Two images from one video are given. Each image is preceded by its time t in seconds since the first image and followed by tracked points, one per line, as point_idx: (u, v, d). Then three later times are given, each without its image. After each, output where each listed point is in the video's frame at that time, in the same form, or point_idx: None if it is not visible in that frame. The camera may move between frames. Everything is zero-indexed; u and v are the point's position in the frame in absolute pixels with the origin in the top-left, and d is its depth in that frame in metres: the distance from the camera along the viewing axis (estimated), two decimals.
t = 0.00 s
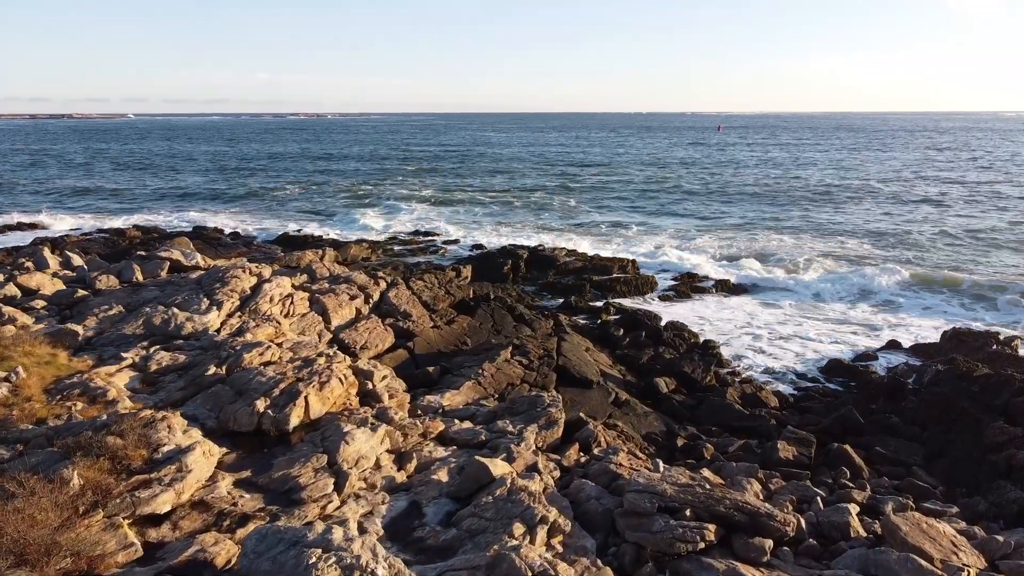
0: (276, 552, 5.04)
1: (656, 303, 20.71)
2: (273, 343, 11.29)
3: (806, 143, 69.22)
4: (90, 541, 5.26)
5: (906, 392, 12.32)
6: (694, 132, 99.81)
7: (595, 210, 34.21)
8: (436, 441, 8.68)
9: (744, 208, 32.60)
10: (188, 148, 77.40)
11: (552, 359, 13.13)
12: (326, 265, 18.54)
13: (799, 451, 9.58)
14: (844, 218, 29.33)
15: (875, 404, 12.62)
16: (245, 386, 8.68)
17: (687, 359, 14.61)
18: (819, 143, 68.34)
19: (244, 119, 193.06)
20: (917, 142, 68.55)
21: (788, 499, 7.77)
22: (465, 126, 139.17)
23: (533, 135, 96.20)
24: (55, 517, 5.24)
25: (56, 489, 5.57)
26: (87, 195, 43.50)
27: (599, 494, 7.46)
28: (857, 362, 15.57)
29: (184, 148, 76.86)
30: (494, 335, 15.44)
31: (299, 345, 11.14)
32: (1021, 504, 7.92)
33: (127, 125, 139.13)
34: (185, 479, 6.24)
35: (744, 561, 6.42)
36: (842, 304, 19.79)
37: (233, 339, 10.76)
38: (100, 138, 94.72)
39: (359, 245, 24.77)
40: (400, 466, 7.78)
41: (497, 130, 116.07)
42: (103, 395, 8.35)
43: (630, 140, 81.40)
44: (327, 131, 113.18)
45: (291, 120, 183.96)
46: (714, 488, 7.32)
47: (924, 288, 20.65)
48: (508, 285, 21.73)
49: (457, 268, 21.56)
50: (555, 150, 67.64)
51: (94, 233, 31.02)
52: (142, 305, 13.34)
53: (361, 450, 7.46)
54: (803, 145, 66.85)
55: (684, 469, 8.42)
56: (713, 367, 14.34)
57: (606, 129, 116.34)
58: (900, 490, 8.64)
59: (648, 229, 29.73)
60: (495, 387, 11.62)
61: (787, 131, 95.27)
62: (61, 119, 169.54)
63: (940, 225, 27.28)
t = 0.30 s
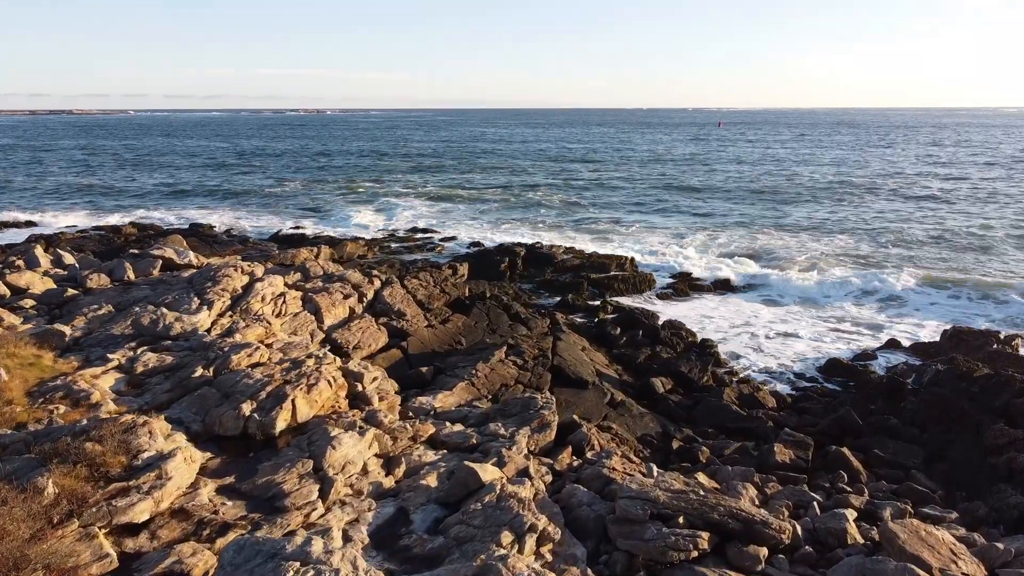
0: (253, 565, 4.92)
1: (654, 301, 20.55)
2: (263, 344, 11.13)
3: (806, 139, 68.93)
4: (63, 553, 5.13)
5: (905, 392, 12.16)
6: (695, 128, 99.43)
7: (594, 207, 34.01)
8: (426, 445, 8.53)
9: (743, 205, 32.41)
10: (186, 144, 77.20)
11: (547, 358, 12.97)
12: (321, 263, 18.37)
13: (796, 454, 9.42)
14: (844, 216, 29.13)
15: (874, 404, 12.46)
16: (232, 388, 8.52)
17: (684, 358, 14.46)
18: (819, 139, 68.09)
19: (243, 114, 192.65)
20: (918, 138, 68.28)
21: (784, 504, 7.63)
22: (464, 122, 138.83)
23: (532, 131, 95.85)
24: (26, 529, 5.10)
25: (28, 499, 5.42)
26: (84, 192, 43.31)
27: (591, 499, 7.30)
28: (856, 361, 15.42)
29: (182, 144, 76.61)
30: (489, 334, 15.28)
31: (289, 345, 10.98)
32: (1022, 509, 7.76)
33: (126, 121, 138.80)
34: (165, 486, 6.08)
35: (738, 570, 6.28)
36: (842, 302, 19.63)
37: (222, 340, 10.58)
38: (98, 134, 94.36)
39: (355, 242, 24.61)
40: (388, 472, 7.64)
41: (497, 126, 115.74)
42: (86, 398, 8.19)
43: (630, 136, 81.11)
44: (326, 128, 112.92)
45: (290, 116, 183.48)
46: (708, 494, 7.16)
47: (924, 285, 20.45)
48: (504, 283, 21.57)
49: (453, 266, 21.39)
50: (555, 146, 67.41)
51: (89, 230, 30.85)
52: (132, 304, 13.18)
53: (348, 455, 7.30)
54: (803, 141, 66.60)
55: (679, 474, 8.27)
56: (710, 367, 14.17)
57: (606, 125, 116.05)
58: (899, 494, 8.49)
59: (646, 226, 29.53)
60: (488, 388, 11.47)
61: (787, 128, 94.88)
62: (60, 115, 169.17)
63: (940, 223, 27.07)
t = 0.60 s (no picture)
0: None
1: (652, 300, 20.39)
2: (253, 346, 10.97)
3: (807, 135, 68.69)
4: (33, 569, 4.97)
5: (905, 393, 12.00)
6: (695, 124, 99.21)
7: (592, 204, 33.83)
8: (417, 450, 8.37)
9: (743, 202, 32.23)
10: (185, 140, 77.04)
11: (542, 359, 12.79)
12: (316, 262, 18.21)
13: (793, 458, 9.26)
14: (844, 213, 28.93)
15: (873, 405, 12.33)
16: (217, 392, 8.36)
17: (681, 359, 14.29)
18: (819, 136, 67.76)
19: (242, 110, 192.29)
20: (918, 135, 68.08)
21: (780, 511, 7.47)
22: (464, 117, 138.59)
23: (531, 127, 95.52)
24: None
25: None
26: (80, 189, 43.17)
27: (583, 507, 7.14)
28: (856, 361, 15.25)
29: (181, 141, 76.44)
30: (484, 334, 15.12)
31: (279, 347, 10.80)
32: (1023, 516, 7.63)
33: (124, 117, 138.52)
34: (143, 496, 5.92)
35: None
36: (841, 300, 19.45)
37: (211, 341, 10.42)
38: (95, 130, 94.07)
39: (351, 240, 24.44)
40: (376, 478, 7.48)
41: (497, 122, 115.53)
42: (69, 402, 8.03)
43: (630, 132, 80.86)
44: (326, 124, 112.75)
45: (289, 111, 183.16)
46: (702, 502, 7.01)
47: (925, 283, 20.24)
48: (501, 281, 21.41)
49: (450, 264, 21.24)
50: (554, 142, 67.21)
51: (84, 228, 30.71)
52: (122, 304, 13.02)
53: (334, 462, 7.15)
54: (804, 138, 66.29)
55: (674, 480, 8.12)
56: (707, 367, 14.01)
57: (606, 121, 115.91)
58: (897, 500, 8.33)
59: (645, 224, 29.36)
60: (481, 390, 11.31)
61: (788, 124, 94.59)
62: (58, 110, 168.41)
63: (941, 220, 26.88)
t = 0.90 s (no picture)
0: None
1: (650, 299, 20.23)
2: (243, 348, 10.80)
3: (807, 132, 68.42)
4: None
5: (904, 394, 11.84)
6: (695, 120, 98.88)
7: (591, 201, 33.63)
8: (406, 455, 8.21)
9: (742, 199, 32.03)
10: (184, 136, 76.81)
11: (537, 360, 12.62)
12: (310, 260, 18.03)
13: (790, 463, 9.10)
14: (845, 211, 28.72)
15: (872, 406, 12.18)
16: (203, 397, 8.19)
17: (678, 359, 14.12)
18: (820, 132, 67.43)
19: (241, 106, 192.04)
20: (919, 131, 67.79)
21: (776, 519, 7.31)
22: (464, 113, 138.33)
23: (531, 122, 95.19)
24: None
25: None
26: (77, 186, 42.97)
27: (574, 515, 6.97)
28: (856, 361, 15.08)
29: (179, 137, 76.16)
30: (479, 333, 14.95)
31: (268, 349, 10.63)
32: None
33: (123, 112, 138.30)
34: (119, 507, 5.75)
35: None
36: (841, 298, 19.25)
37: (199, 343, 10.25)
38: (94, 126, 93.88)
39: (347, 238, 24.27)
40: (363, 485, 7.32)
41: (496, 117, 115.20)
42: (50, 407, 7.86)
43: (630, 128, 80.54)
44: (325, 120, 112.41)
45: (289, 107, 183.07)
46: (696, 510, 6.84)
47: (925, 281, 20.04)
48: (498, 279, 21.25)
49: (446, 262, 21.06)
50: (554, 138, 66.92)
51: (79, 225, 30.55)
52: (111, 304, 12.84)
53: (320, 469, 6.99)
54: (805, 134, 65.95)
55: (668, 487, 7.96)
56: (704, 368, 13.84)
57: (605, 117, 115.71)
58: (896, 506, 8.17)
59: (644, 221, 29.18)
60: (474, 392, 11.14)
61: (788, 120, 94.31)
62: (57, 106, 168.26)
63: (942, 218, 26.67)
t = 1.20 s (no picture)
0: None
1: (648, 298, 20.06)
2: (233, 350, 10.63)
3: (806, 128, 68.17)
4: None
5: (905, 395, 11.67)
6: (695, 116, 98.59)
7: (590, 198, 33.42)
8: (396, 460, 8.04)
9: (742, 196, 31.82)
10: (182, 132, 76.59)
11: (532, 361, 12.42)
12: (304, 259, 17.84)
13: (788, 468, 8.94)
14: (845, 208, 28.53)
15: (871, 408, 12.01)
16: (187, 401, 8.02)
17: (676, 359, 13.94)
18: (821, 128, 67.15)
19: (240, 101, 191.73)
20: (920, 127, 67.56)
21: (773, 528, 7.15)
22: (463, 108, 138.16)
23: (530, 119, 94.92)
24: None
25: None
26: (73, 182, 42.74)
27: (566, 524, 6.80)
28: (855, 361, 14.91)
29: (177, 133, 75.93)
30: (474, 333, 14.78)
31: (258, 351, 10.46)
32: None
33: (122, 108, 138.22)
34: (95, 519, 5.60)
35: None
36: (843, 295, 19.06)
37: (187, 345, 10.07)
38: (92, 121, 93.69)
39: (343, 235, 24.08)
40: (350, 493, 7.16)
41: (496, 113, 114.97)
42: (32, 412, 7.69)
43: (630, 124, 80.30)
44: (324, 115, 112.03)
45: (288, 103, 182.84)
46: (690, 520, 6.67)
47: (926, 279, 19.86)
48: (495, 277, 21.07)
49: (442, 260, 20.89)
50: (553, 134, 66.66)
51: (75, 223, 30.37)
52: (100, 304, 12.65)
53: (305, 477, 6.83)
54: (805, 130, 65.64)
55: (663, 494, 7.80)
56: (702, 368, 13.66)
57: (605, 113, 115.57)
58: (896, 514, 8.01)
59: (642, 219, 28.99)
60: (468, 394, 10.97)
61: (788, 115, 94.05)
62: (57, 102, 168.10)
63: (942, 216, 26.48)
